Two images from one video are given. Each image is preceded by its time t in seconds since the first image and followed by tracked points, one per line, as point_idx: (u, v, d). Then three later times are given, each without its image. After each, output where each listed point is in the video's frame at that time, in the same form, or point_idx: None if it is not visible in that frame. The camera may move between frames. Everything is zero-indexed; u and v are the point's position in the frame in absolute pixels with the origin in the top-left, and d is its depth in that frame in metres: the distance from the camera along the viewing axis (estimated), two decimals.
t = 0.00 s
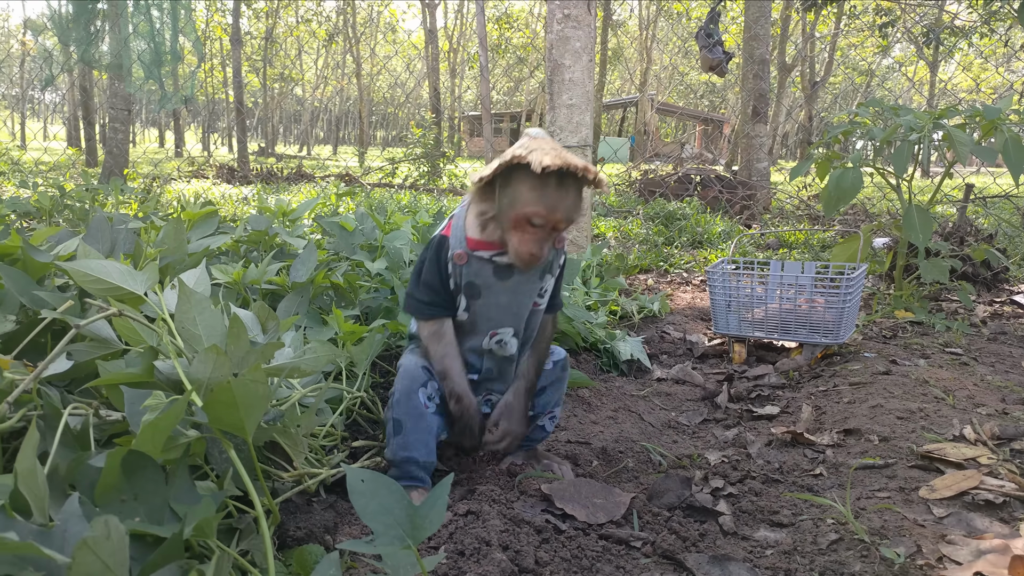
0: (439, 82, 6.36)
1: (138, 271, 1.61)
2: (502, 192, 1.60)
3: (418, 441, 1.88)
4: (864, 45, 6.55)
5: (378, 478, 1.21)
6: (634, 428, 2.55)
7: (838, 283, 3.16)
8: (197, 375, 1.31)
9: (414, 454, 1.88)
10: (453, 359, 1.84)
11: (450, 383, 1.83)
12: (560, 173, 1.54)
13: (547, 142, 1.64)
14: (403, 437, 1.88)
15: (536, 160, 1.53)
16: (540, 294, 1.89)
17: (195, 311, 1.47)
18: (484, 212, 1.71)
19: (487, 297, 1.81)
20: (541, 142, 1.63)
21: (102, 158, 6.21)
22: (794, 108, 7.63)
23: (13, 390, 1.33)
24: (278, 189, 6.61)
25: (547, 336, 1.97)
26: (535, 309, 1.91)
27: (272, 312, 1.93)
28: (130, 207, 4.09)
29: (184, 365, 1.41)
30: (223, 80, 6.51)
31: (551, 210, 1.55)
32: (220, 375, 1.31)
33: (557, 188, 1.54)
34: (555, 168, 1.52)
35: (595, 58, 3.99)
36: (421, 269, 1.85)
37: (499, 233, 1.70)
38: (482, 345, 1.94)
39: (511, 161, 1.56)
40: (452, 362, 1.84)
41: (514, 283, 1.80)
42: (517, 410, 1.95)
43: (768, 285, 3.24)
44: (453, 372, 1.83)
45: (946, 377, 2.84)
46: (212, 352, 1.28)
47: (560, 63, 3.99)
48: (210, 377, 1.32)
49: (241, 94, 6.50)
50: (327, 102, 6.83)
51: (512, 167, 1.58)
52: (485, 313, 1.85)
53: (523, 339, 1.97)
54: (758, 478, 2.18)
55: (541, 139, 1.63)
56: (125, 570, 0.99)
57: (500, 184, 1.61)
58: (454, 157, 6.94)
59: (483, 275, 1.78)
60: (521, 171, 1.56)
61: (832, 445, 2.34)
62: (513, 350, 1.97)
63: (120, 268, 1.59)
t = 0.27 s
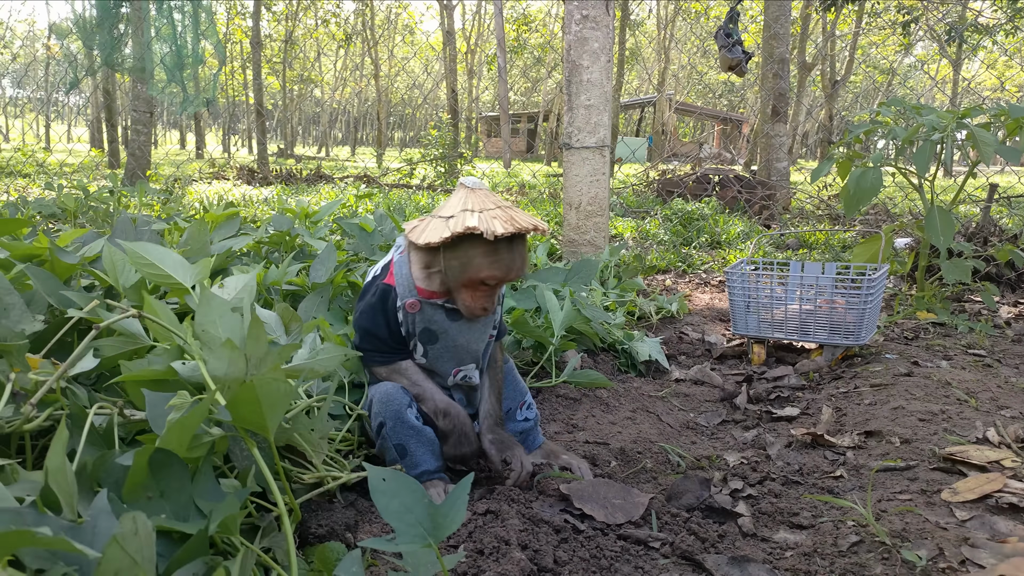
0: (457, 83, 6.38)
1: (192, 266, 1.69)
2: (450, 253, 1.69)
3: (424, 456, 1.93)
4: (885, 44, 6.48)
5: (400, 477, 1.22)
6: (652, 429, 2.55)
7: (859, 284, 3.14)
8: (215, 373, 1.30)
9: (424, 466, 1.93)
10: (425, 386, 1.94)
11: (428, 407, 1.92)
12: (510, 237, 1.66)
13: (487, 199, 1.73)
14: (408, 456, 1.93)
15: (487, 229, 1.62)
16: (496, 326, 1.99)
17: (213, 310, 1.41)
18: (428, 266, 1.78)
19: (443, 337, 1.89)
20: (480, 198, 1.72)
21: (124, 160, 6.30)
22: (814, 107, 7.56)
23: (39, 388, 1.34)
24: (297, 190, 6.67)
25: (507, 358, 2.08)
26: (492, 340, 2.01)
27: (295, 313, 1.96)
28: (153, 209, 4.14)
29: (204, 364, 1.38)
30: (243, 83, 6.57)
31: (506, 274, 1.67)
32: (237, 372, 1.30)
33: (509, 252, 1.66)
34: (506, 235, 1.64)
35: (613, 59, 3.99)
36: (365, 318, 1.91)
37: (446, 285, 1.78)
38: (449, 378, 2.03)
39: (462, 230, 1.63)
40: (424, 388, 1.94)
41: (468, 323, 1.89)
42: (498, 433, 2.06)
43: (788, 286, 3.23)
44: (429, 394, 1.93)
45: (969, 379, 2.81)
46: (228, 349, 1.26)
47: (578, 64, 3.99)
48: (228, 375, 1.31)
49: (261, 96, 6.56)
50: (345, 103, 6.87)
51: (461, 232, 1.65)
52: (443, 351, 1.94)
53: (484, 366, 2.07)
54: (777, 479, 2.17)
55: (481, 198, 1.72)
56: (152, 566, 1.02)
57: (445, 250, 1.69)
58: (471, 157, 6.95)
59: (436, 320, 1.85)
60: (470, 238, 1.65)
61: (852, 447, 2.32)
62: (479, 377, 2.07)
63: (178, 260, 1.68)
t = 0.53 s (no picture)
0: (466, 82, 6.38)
1: (208, 265, 1.73)
2: (421, 243, 1.73)
3: (432, 454, 1.94)
4: (898, 42, 6.44)
5: (410, 474, 1.22)
6: (662, 428, 2.55)
7: (871, 283, 3.12)
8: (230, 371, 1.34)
9: (434, 465, 1.93)
10: (419, 382, 1.98)
11: (427, 403, 1.98)
12: (477, 219, 1.68)
13: (450, 185, 1.76)
14: (416, 458, 1.93)
15: (454, 212, 1.65)
16: (479, 320, 2.02)
17: (229, 311, 1.46)
18: (402, 261, 1.83)
19: (425, 332, 1.94)
20: (446, 186, 1.76)
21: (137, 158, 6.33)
22: (826, 106, 7.52)
23: (54, 386, 1.35)
24: (308, 190, 6.69)
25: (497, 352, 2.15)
26: (478, 334, 2.04)
27: (308, 312, 1.98)
28: (165, 208, 4.17)
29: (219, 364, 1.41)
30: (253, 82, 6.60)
31: (476, 257, 1.69)
32: (251, 370, 1.33)
33: (478, 233, 1.68)
34: (472, 215, 1.66)
35: (623, 57, 3.98)
36: (347, 321, 1.95)
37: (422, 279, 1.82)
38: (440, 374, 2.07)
39: (428, 216, 1.67)
40: (418, 383, 1.98)
41: (448, 316, 1.93)
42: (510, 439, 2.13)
43: (798, 285, 3.22)
44: (424, 389, 1.98)
45: (982, 379, 2.79)
46: (242, 347, 1.30)
47: (588, 62, 3.99)
48: (242, 373, 1.34)
49: (272, 95, 6.59)
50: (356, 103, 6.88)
51: (428, 219, 1.69)
52: (428, 347, 1.98)
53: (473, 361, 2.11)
54: (788, 480, 2.17)
55: (446, 183, 1.76)
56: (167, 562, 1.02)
57: (417, 239, 1.73)
58: (481, 156, 6.95)
59: (415, 315, 1.90)
60: (440, 224, 1.68)
61: (863, 448, 2.32)
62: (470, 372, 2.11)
63: (195, 258, 1.73)
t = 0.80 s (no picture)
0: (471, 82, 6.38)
1: (218, 265, 1.76)
2: (404, 205, 1.82)
3: (434, 455, 1.94)
4: (903, 41, 6.42)
5: (416, 474, 1.22)
6: (667, 428, 2.55)
7: (877, 283, 3.11)
8: (238, 371, 1.35)
9: (438, 465, 1.93)
10: (411, 375, 1.96)
11: (420, 395, 1.95)
12: (448, 168, 1.81)
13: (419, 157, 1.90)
14: (418, 458, 1.93)
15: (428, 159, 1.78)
16: (470, 314, 2.01)
17: (236, 312, 1.46)
18: (389, 240, 1.89)
19: (413, 320, 1.92)
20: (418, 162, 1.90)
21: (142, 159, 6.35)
22: (831, 105, 7.49)
23: (61, 385, 1.35)
24: (313, 190, 6.70)
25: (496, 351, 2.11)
26: (470, 329, 2.03)
27: (313, 312, 2.01)
28: (170, 208, 4.18)
29: (225, 364, 1.41)
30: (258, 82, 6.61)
31: (457, 196, 1.78)
32: (259, 370, 1.34)
33: (452, 178, 1.80)
34: (444, 162, 1.78)
35: (628, 57, 3.97)
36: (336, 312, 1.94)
37: (413, 252, 1.86)
38: (433, 367, 2.05)
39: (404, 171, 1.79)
40: (410, 376, 1.96)
41: (436, 304, 1.93)
42: (525, 450, 2.06)
43: (804, 285, 3.21)
44: (417, 382, 1.95)
45: (988, 380, 2.78)
46: (251, 347, 1.31)
47: (593, 63, 3.98)
48: (250, 373, 1.34)
49: (278, 96, 6.60)
50: (360, 103, 6.88)
51: (406, 178, 1.80)
52: (417, 337, 1.96)
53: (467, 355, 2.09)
54: (794, 480, 2.16)
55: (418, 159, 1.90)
56: (174, 561, 1.02)
57: (398, 201, 1.82)
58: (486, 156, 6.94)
59: (403, 301, 1.89)
60: (417, 177, 1.80)
61: (870, 448, 2.31)
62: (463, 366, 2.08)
63: (206, 258, 1.74)
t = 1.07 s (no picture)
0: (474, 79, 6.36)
1: (219, 259, 1.76)
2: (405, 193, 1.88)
3: (436, 449, 1.94)
4: (909, 38, 6.40)
5: (418, 470, 1.22)
6: (670, 425, 2.54)
7: (881, 281, 3.10)
8: (240, 366, 1.34)
9: (440, 459, 1.93)
10: (407, 363, 1.96)
11: (415, 383, 1.95)
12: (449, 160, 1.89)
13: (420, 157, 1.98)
14: (420, 452, 1.93)
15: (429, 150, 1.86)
16: (467, 312, 2.00)
17: (239, 307, 1.47)
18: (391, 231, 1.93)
19: (408, 310, 1.93)
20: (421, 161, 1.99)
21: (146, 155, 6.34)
22: (836, 102, 7.46)
23: (64, 380, 1.36)
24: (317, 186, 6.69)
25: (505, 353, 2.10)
26: (465, 327, 2.01)
27: (316, 308, 2.00)
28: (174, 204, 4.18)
29: (229, 359, 1.41)
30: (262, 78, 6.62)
31: (456, 183, 1.85)
32: (261, 365, 1.33)
33: (452, 168, 1.87)
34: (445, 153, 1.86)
35: (632, 54, 3.97)
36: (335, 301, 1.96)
37: (413, 241, 1.91)
38: (428, 359, 2.04)
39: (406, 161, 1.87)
40: (406, 364, 1.96)
41: (432, 296, 1.93)
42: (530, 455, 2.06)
43: (807, 283, 3.20)
44: (413, 370, 1.95)
45: (992, 377, 2.78)
46: (253, 343, 1.31)
47: (596, 59, 3.97)
48: (252, 368, 1.34)
49: (281, 92, 6.59)
50: (364, 100, 6.88)
51: (407, 169, 1.88)
52: (412, 329, 1.97)
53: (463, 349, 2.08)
54: (796, 477, 2.16)
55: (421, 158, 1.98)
56: (175, 557, 1.02)
57: (400, 192, 1.89)
58: (490, 153, 6.93)
59: (399, 290, 1.91)
60: (418, 168, 1.88)
61: (873, 446, 2.31)
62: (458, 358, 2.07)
63: (208, 253, 1.74)
